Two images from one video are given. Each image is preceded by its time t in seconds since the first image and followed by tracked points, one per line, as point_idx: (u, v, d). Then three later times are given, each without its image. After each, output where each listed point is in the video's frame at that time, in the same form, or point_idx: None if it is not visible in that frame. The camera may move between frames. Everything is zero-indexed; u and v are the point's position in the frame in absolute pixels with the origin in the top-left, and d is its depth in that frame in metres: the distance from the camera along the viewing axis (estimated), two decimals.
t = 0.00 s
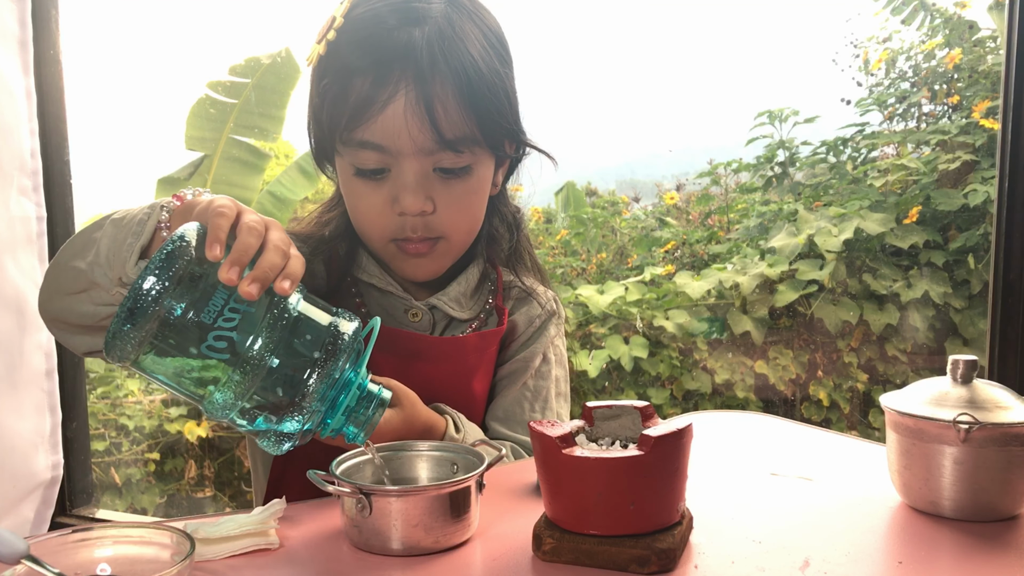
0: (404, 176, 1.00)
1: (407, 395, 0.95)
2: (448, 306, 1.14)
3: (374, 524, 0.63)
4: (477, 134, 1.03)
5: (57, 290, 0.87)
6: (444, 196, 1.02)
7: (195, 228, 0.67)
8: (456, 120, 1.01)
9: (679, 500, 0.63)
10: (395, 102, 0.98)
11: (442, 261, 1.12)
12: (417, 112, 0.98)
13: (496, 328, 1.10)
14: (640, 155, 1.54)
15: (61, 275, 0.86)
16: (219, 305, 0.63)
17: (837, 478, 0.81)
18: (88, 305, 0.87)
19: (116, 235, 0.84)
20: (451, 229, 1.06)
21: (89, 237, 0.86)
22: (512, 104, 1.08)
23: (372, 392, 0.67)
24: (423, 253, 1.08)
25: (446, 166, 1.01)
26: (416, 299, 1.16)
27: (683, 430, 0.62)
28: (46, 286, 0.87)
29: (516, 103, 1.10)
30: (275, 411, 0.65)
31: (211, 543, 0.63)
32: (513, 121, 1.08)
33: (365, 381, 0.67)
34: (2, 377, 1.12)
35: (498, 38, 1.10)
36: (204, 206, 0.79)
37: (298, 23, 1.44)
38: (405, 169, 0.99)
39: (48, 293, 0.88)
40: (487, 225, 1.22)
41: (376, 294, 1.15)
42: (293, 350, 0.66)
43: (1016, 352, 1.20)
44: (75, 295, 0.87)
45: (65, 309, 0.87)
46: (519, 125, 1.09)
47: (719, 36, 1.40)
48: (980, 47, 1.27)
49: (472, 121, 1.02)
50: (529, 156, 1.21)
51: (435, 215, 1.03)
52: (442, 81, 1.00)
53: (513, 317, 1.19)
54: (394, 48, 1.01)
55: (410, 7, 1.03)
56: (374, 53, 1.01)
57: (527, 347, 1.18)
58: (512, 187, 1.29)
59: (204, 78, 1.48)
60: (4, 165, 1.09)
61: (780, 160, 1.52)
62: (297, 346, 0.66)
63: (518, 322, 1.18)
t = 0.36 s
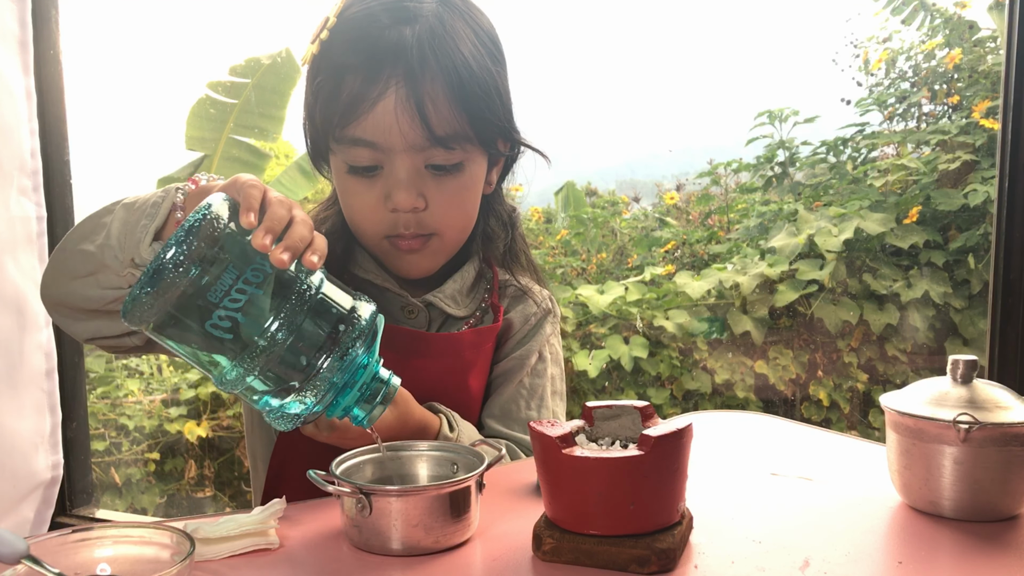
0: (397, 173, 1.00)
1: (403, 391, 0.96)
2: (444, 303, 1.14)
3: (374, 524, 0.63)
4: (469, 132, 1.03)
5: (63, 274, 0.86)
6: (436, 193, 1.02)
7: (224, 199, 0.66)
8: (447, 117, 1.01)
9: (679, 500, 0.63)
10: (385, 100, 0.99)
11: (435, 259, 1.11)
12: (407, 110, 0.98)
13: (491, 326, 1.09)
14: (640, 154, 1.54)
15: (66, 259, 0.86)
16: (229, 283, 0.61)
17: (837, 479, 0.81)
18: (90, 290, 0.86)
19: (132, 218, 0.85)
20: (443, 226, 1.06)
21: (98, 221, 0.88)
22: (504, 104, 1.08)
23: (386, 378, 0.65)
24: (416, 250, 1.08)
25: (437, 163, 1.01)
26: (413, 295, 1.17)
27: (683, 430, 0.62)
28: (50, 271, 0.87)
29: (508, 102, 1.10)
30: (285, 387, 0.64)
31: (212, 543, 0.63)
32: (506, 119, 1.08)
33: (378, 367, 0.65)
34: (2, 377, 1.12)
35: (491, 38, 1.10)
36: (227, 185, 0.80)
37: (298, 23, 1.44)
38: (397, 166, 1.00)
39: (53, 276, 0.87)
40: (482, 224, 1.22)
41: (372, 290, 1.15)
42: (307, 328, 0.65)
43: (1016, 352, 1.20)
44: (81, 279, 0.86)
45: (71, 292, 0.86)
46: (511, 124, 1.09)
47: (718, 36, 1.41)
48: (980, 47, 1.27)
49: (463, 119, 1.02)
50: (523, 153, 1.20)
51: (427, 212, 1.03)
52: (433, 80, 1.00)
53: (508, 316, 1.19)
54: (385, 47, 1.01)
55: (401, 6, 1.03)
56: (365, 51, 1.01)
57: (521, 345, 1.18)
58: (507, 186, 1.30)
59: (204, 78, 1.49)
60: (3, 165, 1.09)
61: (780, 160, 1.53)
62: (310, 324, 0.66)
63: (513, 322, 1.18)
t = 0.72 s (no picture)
0: (387, 173, 0.98)
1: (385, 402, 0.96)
2: (437, 305, 1.14)
3: (373, 524, 0.63)
4: (460, 132, 1.02)
5: (79, 238, 0.88)
6: (428, 194, 1.01)
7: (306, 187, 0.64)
8: (438, 117, 1.00)
9: (679, 500, 0.63)
10: (374, 101, 0.98)
11: (427, 258, 1.11)
12: (397, 110, 0.98)
13: (485, 327, 1.10)
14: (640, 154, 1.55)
15: (88, 224, 0.89)
16: (258, 273, 0.57)
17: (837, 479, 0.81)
18: (104, 258, 0.87)
19: (167, 194, 0.89)
20: (435, 227, 1.05)
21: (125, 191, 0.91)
22: (495, 105, 1.08)
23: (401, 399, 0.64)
24: (409, 250, 1.08)
25: (429, 162, 1.00)
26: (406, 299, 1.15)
27: (683, 430, 0.62)
28: (70, 232, 0.89)
29: (499, 102, 1.10)
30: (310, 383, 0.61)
31: (212, 543, 0.63)
32: (497, 119, 1.08)
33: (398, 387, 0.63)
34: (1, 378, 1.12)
35: (482, 40, 1.11)
36: (276, 174, 0.84)
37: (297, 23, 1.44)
38: (388, 167, 0.98)
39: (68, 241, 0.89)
40: (476, 225, 1.24)
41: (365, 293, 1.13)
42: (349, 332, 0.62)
43: (1016, 352, 1.20)
44: (98, 245, 0.88)
45: (82, 256, 0.87)
46: (502, 124, 1.09)
47: (718, 36, 1.41)
48: (980, 47, 1.27)
49: (454, 119, 1.02)
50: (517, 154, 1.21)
51: (418, 212, 1.02)
52: (423, 80, 1.00)
53: (501, 318, 1.19)
54: (375, 47, 1.01)
55: (391, 7, 1.03)
56: (356, 54, 1.01)
57: (514, 347, 1.18)
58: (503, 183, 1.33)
59: (203, 78, 1.51)
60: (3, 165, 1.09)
61: (780, 160, 1.53)
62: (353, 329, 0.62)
63: (507, 323, 1.18)
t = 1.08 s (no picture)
0: (390, 174, 1.00)
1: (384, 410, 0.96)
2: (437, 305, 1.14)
3: (374, 524, 0.63)
4: (462, 133, 1.02)
5: (70, 262, 0.87)
6: (429, 194, 1.02)
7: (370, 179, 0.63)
8: (441, 118, 1.00)
9: (679, 500, 0.63)
10: (378, 101, 0.99)
11: (429, 259, 1.11)
12: (400, 111, 0.98)
13: (485, 329, 1.09)
14: (640, 155, 1.55)
15: (74, 250, 0.88)
16: (267, 265, 0.54)
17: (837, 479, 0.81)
18: (94, 284, 0.86)
19: (148, 215, 0.86)
20: (437, 229, 1.05)
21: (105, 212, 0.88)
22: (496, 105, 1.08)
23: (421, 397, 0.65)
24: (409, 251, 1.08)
25: (432, 163, 1.01)
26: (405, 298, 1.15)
27: (683, 430, 0.62)
28: (55, 259, 0.88)
29: (499, 102, 1.10)
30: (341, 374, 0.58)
31: (212, 543, 0.63)
32: (498, 121, 1.08)
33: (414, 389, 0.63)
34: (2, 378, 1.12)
35: (482, 39, 1.11)
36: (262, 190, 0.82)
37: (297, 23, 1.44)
38: (390, 168, 1.00)
39: (59, 265, 0.88)
40: (473, 225, 1.23)
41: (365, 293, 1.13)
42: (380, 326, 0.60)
43: (1016, 353, 1.20)
44: (88, 271, 0.87)
45: (75, 283, 0.87)
46: (503, 126, 1.09)
47: (718, 36, 1.41)
48: (980, 47, 1.27)
49: (457, 121, 1.02)
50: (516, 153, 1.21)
51: (420, 212, 1.02)
52: (427, 80, 1.00)
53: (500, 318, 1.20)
54: (378, 47, 1.01)
55: (393, 6, 1.03)
56: (359, 53, 1.01)
57: (514, 346, 1.18)
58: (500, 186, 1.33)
59: (203, 77, 1.53)
60: (3, 166, 1.09)
61: (780, 160, 1.53)
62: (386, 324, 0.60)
63: (507, 323, 1.19)
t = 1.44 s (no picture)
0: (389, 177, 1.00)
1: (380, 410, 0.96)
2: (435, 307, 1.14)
3: (374, 523, 0.63)
4: (460, 135, 1.02)
5: (70, 242, 0.87)
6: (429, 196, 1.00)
7: (413, 159, 0.64)
8: (438, 121, 1.01)
9: (679, 500, 0.63)
10: (375, 104, 0.99)
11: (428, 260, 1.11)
12: (398, 114, 0.99)
13: (482, 331, 1.09)
14: (639, 155, 1.56)
15: (76, 228, 0.87)
16: (311, 222, 0.59)
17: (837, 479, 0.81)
18: (91, 266, 0.86)
19: (153, 209, 0.86)
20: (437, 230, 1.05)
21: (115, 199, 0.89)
22: (494, 106, 1.08)
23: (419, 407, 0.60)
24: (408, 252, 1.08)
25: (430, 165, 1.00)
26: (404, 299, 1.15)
27: (683, 430, 0.62)
28: (59, 236, 0.87)
29: (497, 103, 1.10)
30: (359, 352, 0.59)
31: (212, 542, 0.63)
32: (497, 122, 1.08)
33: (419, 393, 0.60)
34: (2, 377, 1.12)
35: (479, 40, 1.11)
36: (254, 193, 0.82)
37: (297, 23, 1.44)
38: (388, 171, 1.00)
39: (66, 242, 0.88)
40: (473, 225, 1.23)
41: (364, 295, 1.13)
42: (395, 318, 0.60)
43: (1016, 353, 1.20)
44: (87, 253, 0.86)
45: (72, 262, 0.86)
46: (501, 127, 1.09)
47: (718, 37, 1.41)
48: (980, 47, 1.27)
49: (454, 122, 1.02)
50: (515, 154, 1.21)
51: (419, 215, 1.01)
52: (424, 83, 1.00)
53: (500, 319, 1.20)
54: (375, 50, 1.01)
55: (390, 10, 1.04)
56: (356, 55, 1.01)
57: (513, 348, 1.18)
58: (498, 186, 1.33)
59: (203, 78, 1.50)
60: (3, 166, 1.09)
61: (780, 160, 1.53)
62: (399, 315, 0.60)
63: (505, 325, 1.19)
